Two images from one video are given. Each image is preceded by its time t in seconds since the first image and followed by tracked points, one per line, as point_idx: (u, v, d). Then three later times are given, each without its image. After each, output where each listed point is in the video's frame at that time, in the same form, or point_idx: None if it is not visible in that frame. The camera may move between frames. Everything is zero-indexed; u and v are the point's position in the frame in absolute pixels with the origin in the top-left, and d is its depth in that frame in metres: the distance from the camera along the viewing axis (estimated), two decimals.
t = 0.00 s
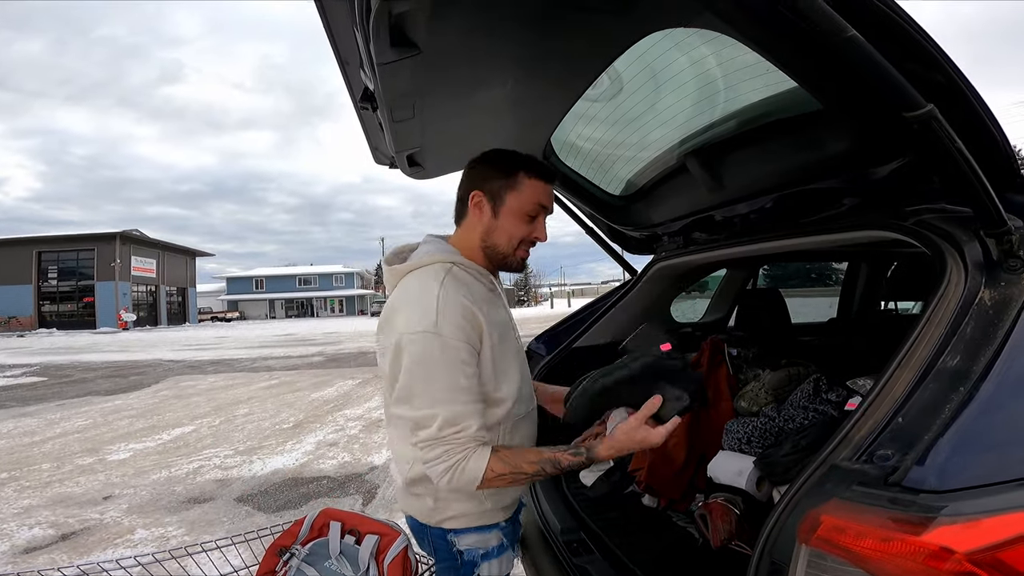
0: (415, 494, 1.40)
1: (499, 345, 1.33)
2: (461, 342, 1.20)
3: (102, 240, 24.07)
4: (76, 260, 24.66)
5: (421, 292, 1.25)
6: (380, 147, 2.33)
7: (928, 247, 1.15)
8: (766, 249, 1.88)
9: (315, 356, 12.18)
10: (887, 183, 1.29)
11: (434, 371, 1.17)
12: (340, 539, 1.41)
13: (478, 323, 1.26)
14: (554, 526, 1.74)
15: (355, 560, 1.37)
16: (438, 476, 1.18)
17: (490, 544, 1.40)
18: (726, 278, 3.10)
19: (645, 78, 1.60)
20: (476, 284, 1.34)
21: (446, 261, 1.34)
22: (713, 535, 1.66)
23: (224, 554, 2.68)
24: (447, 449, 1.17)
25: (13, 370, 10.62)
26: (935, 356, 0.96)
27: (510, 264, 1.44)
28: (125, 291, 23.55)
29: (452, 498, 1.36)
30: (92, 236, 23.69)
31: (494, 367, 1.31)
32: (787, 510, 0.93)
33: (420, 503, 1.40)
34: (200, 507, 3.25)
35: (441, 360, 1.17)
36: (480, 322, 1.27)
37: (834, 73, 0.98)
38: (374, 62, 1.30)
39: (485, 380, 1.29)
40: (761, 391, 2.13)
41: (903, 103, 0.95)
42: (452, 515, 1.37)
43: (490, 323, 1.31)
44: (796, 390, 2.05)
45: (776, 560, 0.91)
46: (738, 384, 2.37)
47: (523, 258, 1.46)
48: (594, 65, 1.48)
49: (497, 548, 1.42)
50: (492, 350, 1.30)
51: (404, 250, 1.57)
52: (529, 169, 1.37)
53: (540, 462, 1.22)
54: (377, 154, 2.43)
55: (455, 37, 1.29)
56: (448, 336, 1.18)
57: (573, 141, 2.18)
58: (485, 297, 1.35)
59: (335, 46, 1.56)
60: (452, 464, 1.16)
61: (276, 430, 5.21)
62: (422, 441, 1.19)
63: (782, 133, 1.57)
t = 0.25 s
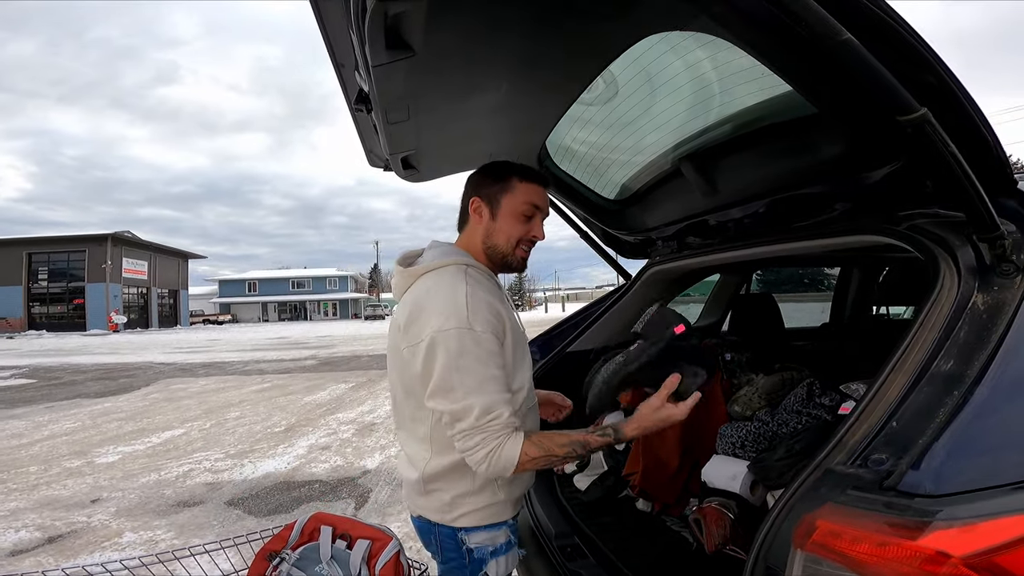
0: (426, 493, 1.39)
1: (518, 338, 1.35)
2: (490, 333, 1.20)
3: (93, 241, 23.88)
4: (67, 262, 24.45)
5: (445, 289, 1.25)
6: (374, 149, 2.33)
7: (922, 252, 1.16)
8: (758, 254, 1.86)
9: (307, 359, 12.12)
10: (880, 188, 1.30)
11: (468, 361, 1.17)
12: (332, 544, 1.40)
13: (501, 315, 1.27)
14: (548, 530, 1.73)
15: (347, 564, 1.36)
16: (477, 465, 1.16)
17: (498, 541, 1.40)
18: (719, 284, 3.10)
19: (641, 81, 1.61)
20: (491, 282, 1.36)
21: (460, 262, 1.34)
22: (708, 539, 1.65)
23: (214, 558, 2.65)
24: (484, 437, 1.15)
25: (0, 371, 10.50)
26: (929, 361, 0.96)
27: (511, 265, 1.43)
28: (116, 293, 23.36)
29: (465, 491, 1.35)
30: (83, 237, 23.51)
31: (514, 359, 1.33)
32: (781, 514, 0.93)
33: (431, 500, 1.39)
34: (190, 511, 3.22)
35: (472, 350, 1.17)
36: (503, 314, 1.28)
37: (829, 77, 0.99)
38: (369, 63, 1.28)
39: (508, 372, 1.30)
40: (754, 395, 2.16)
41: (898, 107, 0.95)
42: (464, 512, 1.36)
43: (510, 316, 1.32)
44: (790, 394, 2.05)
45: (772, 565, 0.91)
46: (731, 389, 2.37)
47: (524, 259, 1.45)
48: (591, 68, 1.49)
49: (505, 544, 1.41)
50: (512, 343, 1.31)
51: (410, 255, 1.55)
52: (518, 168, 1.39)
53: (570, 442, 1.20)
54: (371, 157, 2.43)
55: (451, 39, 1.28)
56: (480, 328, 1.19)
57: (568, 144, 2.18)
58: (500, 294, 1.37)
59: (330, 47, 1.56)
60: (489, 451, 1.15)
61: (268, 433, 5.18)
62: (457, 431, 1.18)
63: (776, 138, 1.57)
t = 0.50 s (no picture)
0: (425, 489, 1.41)
1: (496, 330, 1.36)
2: (458, 313, 1.24)
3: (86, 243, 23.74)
4: (60, 263, 24.30)
5: (422, 279, 1.31)
6: (369, 151, 2.33)
7: (914, 255, 1.17)
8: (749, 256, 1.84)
9: (302, 361, 12.08)
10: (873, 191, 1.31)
11: (435, 336, 1.20)
12: (325, 546, 1.39)
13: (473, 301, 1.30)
14: (543, 532, 1.73)
15: (340, 567, 1.36)
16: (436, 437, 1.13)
17: (491, 540, 1.39)
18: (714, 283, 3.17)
19: (635, 83, 1.61)
20: (474, 278, 1.41)
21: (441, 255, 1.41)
22: (702, 542, 1.66)
23: (207, 561, 2.64)
24: (442, 405, 1.13)
25: None
26: (920, 363, 0.97)
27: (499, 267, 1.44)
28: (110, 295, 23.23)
29: (461, 486, 1.36)
30: (77, 239, 23.38)
31: (491, 351, 1.34)
32: (774, 517, 0.93)
33: (427, 496, 1.40)
34: (183, 513, 3.20)
35: (438, 326, 1.21)
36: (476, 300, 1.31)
37: (822, 78, 1.00)
38: (363, 65, 1.28)
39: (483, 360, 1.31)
40: (748, 398, 2.16)
41: (889, 109, 0.96)
42: (457, 508, 1.36)
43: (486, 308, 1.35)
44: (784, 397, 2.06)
45: (765, 567, 0.91)
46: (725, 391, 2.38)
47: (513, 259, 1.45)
48: (586, 70, 1.50)
49: (498, 545, 1.41)
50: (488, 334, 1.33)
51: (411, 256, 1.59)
52: (494, 171, 1.39)
53: (529, 392, 1.11)
54: (366, 159, 2.43)
55: (446, 41, 1.29)
56: (446, 306, 1.24)
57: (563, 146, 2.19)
58: (482, 290, 1.40)
59: (324, 48, 1.56)
60: (445, 418, 1.12)
61: (263, 435, 5.15)
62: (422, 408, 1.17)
63: (769, 141, 1.58)
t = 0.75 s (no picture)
0: (415, 488, 1.42)
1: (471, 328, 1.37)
2: (429, 309, 1.26)
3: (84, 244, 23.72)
4: (58, 265, 24.27)
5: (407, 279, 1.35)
6: (367, 154, 2.34)
7: (908, 257, 1.17)
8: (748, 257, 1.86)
9: (300, 363, 12.07)
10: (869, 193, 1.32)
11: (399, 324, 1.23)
12: (322, 548, 1.39)
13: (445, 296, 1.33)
14: (541, 534, 1.73)
15: (338, 568, 1.36)
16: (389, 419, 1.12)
17: (478, 543, 1.40)
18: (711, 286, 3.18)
19: (632, 86, 1.62)
20: (457, 281, 1.43)
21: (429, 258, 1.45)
22: (699, 544, 1.64)
23: (205, 563, 2.64)
24: (396, 387, 1.14)
25: None
26: (915, 366, 0.97)
27: (489, 268, 1.46)
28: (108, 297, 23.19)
29: (447, 488, 1.36)
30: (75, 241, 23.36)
31: (464, 352, 1.35)
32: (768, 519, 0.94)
33: (417, 497, 1.41)
34: (181, 515, 3.19)
35: (408, 319, 1.23)
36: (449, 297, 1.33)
37: (817, 81, 1.01)
38: (361, 69, 1.29)
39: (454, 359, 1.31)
40: (745, 400, 2.15)
41: (883, 112, 0.97)
42: (446, 509, 1.37)
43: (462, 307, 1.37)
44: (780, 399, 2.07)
45: (760, 569, 0.92)
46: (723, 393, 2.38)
47: (503, 260, 1.46)
48: (583, 73, 1.50)
49: (486, 548, 1.42)
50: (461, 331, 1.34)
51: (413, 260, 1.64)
52: (478, 172, 1.40)
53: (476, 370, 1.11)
54: (364, 161, 2.44)
55: (443, 45, 1.29)
56: (416, 298, 1.27)
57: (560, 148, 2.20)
58: (463, 292, 1.42)
59: (322, 51, 1.57)
60: (397, 401, 1.12)
61: (261, 438, 5.15)
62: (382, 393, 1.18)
63: (765, 144, 1.59)
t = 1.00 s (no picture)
0: (413, 492, 1.41)
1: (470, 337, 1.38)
2: (428, 326, 1.25)
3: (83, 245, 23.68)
4: (56, 266, 24.23)
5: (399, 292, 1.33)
6: (365, 154, 2.34)
7: (904, 257, 1.18)
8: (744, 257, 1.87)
9: (299, 364, 12.07)
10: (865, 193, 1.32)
11: (399, 347, 1.22)
12: (320, 549, 1.39)
13: (444, 309, 1.32)
14: (539, 534, 1.74)
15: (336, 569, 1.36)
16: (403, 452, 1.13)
17: (480, 545, 1.41)
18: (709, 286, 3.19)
19: (629, 86, 1.63)
20: (451, 287, 1.42)
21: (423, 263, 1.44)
22: (696, 543, 1.65)
23: (204, 564, 2.64)
24: (407, 421, 1.13)
25: None
26: (910, 366, 0.98)
27: (486, 267, 1.45)
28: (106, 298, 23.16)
29: (447, 492, 1.35)
30: (73, 241, 23.33)
31: (464, 361, 1.35)
32: (764, 519, 0.94)
33: (416, 499, 1.41)
34: (179, 516, 3.20)
35: (407, 339, 1.22)
36: (447, 310, 1.33)
37: (813, 82, 1.01)
38: (357, 70, 1.30)
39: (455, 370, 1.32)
40: (743, 400, 2.16)
41: (878, 112, 0.98)
42: (446, 512, 1.36)
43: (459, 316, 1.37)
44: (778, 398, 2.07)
45: (756, 569, 0.92)
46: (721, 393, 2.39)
47: (500, 260, 1.45)
48: (580, 73, 1.51)
49: (487, 550, 1.43)
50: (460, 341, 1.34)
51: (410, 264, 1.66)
52: (473, 171, 1.41)
53: (480, 410, 1.07)
54: (361, 162, 2.44)
55: (440, 46, 1.30)
56: (414, 317, 1.26)
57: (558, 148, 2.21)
58: (458, 298, 1.42)
59: (319, 52, 1.57)
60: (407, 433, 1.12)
61: (260, 438, 5.14)
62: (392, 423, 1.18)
63: (761, 144, 1.60)
